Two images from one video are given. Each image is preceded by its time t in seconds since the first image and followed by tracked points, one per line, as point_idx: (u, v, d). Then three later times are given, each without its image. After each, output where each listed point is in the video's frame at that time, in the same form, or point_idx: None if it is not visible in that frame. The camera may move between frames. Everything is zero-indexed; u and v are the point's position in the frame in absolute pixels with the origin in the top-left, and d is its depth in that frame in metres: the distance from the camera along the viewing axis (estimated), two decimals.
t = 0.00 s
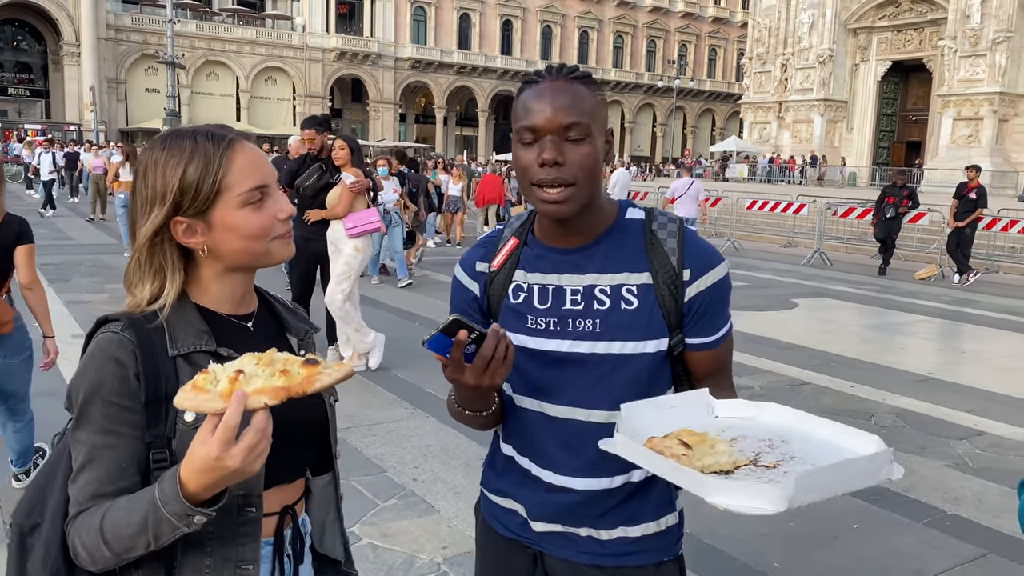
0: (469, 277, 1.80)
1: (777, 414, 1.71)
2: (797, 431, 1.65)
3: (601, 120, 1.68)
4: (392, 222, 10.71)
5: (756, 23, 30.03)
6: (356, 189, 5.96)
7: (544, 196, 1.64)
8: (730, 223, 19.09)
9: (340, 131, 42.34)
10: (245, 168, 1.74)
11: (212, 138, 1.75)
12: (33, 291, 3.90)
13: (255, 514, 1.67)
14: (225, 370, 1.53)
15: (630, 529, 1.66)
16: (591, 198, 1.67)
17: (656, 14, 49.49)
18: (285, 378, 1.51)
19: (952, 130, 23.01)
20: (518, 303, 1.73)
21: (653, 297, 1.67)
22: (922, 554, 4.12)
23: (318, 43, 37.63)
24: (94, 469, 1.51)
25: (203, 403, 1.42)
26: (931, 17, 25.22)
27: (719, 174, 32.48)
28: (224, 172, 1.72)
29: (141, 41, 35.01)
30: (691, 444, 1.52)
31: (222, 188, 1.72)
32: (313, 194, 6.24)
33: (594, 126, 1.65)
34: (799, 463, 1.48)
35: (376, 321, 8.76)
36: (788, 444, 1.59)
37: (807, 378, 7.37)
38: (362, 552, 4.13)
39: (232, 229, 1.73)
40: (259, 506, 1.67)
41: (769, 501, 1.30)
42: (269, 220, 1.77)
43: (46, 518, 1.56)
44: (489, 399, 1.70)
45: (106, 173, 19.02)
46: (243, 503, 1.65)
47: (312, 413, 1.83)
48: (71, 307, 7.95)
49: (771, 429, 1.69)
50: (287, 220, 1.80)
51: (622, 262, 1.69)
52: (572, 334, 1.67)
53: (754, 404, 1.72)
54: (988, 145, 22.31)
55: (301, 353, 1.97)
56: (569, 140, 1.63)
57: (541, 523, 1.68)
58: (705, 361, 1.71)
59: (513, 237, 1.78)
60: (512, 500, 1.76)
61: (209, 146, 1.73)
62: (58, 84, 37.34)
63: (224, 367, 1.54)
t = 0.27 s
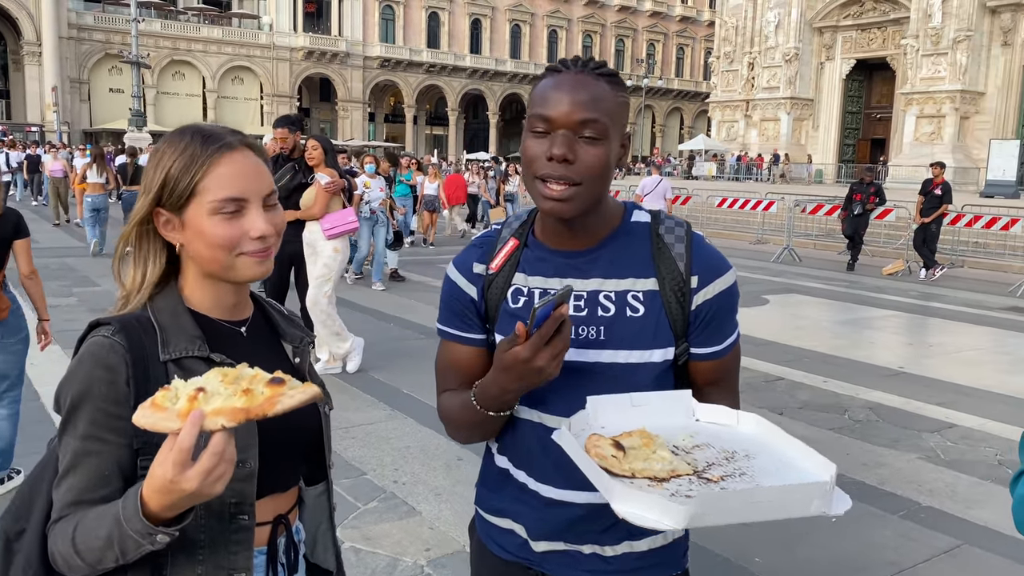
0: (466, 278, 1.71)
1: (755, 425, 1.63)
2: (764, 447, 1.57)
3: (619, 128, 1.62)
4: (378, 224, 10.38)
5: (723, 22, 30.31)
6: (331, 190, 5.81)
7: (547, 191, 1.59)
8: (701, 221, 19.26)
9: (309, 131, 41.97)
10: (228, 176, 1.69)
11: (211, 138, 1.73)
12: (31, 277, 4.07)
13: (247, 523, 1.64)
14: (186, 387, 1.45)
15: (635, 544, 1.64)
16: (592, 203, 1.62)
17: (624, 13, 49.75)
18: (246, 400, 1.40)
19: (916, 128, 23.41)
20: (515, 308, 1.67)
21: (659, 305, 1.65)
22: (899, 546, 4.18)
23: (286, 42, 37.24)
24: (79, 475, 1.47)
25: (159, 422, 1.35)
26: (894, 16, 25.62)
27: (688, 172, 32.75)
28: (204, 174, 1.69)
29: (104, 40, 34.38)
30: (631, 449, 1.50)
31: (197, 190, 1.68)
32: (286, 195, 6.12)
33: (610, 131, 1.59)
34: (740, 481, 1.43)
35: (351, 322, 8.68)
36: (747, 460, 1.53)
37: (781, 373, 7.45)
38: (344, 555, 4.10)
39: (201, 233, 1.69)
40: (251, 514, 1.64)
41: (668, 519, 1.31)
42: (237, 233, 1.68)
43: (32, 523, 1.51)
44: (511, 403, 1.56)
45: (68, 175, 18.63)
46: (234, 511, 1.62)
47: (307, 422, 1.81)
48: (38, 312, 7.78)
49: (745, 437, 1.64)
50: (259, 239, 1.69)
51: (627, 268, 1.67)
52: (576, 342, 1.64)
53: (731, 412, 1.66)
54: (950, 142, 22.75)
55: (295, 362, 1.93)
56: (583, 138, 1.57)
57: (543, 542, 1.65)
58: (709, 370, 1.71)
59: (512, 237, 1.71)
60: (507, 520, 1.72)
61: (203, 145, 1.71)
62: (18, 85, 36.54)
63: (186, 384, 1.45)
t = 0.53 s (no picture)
0: (467, 282, 1.64)
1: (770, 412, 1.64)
2: (775, 428, 1.59)
3: (647, 123, 1.58)
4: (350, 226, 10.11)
5: (684, 22, 30.61)
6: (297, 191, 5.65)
7: (582, 192, 1.55)
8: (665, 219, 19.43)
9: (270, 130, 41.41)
10: (211, 184, 1.66)
11: (211, 141, 1.70)
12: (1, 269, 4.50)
13: (233, 528, 1.60)
14: (153, 385, 1.41)
15: (647, 556, 1.64)
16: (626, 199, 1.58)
17: (585, 13, 49.99)
18: (212, 397, 1.38)
19: (873, 125, 23.87)
20: (525, 314, 1.61)
21: (675, 312, 1.64)
22: (868, 536, 4.26)
23: (245, 40, 36.70)
24: (59, 482, 1.42)
25: (124, 422, 1.32)
26: (850, 15, 26.09)
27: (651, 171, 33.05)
28: (192, 178, 1.66)
29: (57, 38, 33.54)
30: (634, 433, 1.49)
31: (183, 194, 1.66)
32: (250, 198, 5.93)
33: (639, 130, 1.56)
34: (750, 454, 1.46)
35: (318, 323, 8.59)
36: (762, 441, 1.54)
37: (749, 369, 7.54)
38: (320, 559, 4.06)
39: (179, 236, 1.67)
40: (237, 519, 1.60)
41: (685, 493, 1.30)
42: (214, 243, 1.64)
43: (14, 531, 1.47)
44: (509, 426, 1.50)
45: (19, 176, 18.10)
46: (218, 518, 1.58)
47: (294, 426, 1.77)
48: None
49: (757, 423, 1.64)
50: (232, 253, 1.65)
51: (641, 273, 1.65)
52: (588, 351, 1.61)
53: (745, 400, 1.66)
54: (906, 140, 23.27)
55: (283, 367, 1.88)
56: (615, 138, 1.53)
57: (555, 562, 1.59)
58: (719, 376, 1.73)
59: (517, 239, 1.65)
60: (505, 536, 1.65)
61: (200, 147, 1.68)
62: None
63: (153, 382, 1.41)
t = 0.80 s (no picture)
0: (468, 280, 1.57)
1: (790, 398, 1.66)
2: (810, 418, 1.60)
3: (659, 105, 1.54)
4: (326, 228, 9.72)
5: (643, 22, 30.87)
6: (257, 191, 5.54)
7: (597, 177, 1.47)
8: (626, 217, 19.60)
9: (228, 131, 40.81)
10: (192, 191, 1.65)
11: (196, 146, 1.68)
12: None
13: (212, 527, 1.59)
14: (130, 387, 1.37)
15: (662, 559, 1.60)
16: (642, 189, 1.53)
17: (546, 13, 50.16)
18: (192, 399, 1.34)
19: (829, 125, 24.34)
20: (534, 313, 1.54)
21: (683, 307, 1.59)
22: (834, 526, 4.36)
23: (202, 39, 36.12)
24: (34, 486, 1.40)
25: (100, 425, 1.28)
26: (806, 17, 26.57)
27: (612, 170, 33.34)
28: (175, 183, 1.64)
29: (6, 36, 32.61)
30: (694, 430, 1.45)
31: (164, 197, 1.64)
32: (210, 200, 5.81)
33: (653, 114, 1.51)
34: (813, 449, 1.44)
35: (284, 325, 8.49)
36: (804, 430, 1.55)
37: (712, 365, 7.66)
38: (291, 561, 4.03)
39: (156, 239, 1.65)
40: (217, 519, 1.59)
41: (780, 490, 1.20)
42: (193, 250, 1.64)
43: None
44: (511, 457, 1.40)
45: None
46: (198, 518, 1.57)
47: (270, 416, 1.76)
48: None
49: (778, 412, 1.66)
50: (208, 262, 1.64)
51: (650, 268, 1.60)
52: (599, 347, 1.53)
53: (764, 388, 1.68)
54: (861, 139, 23.79)
55: (260, 363, 1.88)
56: (630, 121, 1.48)
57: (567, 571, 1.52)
58: (723, 373, 1.68)
59: (521, 234, 1.59)
60: (520, 553, 1.56)
61: (185, 150, 1.67)
62: None
63: (131, 383, 1.38)
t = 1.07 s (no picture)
0: (449, 279, 1.58)
1: (763, 405, 1.70)
2: (786, 428, 1.64)
3: (642, 114, 1.55)
4: (302, 227, 9.70)
5: (608, 22, 31.08)
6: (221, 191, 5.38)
7: (574, 180, 1.50)
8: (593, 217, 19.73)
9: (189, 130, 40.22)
10: (165, 202, 1.65)
11: (177, 161, 1.70)
12: None
13: (181, 522, 1.61)
14: (96, 385, 1.38)
15: (642, 557, 1.64)
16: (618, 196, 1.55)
17: (511, 13, 50.22)
18: (158, 395, 1.36)
19: (790, 125, 24.75)
20: (514, 313, 1.55)
21: (662, 310, 1.61)
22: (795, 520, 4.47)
23: (162, 38, 35.55)
24: None
25: (66, 423, 1.29)
26: (767, 18, 26.99)
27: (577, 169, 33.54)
28: (144, 192, 1.64)
29: None
30: (684, 452, 1.46)
31: (130, 205, 1.64)
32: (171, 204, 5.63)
33: (634, 118, 1.53)
34: (801, 469, 1.47)
35: (250, 327, 8.43)
36: (784, 444, 1.57)
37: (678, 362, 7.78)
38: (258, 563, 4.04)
39: (119, 246, 1.65)
40: (185, 513, 1.62)
41: (782, 525, 1.17)
42: (148, 261, 1.63)
43: None
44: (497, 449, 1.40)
45: None
46: (167, 513, 1.59)
47: (235, 411, 1.78)
48: None
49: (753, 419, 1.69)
50: (157, 277, 1.63)
51: (629, 271, 1.61)
52: (579, 349, 1.54)
53: (740, 395, 1.71)
54: (821, 139, 24.25)
55: (219, 361, 1.90)
56: (610, 126, 1.50)
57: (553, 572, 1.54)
58: (696, 378, 1.70)
59: (502, 234, 1.60)
60: (509, 556, 1.55)
61: (166, 163, 1.68)
62: None
63: (97, 381, 1.39)
